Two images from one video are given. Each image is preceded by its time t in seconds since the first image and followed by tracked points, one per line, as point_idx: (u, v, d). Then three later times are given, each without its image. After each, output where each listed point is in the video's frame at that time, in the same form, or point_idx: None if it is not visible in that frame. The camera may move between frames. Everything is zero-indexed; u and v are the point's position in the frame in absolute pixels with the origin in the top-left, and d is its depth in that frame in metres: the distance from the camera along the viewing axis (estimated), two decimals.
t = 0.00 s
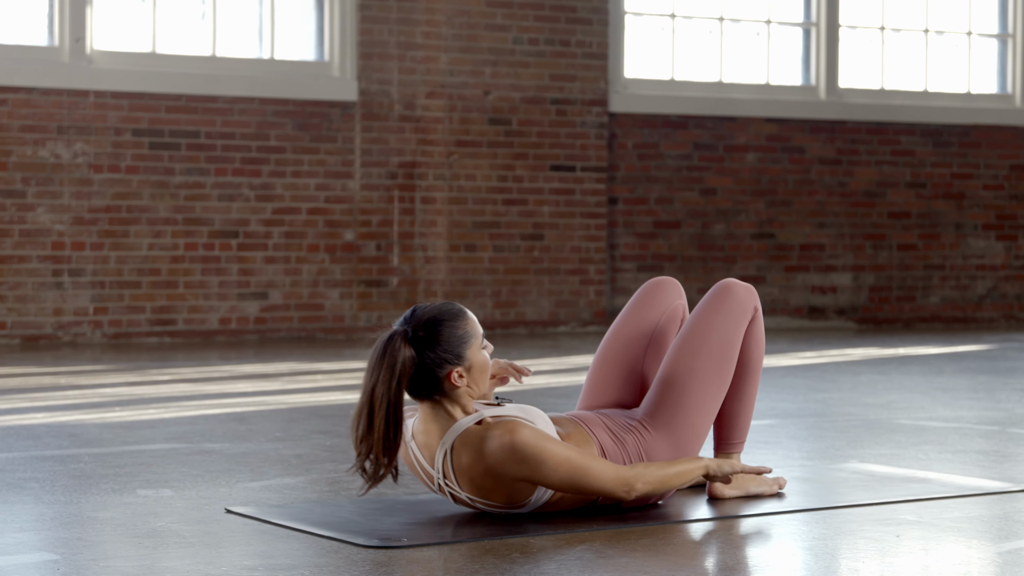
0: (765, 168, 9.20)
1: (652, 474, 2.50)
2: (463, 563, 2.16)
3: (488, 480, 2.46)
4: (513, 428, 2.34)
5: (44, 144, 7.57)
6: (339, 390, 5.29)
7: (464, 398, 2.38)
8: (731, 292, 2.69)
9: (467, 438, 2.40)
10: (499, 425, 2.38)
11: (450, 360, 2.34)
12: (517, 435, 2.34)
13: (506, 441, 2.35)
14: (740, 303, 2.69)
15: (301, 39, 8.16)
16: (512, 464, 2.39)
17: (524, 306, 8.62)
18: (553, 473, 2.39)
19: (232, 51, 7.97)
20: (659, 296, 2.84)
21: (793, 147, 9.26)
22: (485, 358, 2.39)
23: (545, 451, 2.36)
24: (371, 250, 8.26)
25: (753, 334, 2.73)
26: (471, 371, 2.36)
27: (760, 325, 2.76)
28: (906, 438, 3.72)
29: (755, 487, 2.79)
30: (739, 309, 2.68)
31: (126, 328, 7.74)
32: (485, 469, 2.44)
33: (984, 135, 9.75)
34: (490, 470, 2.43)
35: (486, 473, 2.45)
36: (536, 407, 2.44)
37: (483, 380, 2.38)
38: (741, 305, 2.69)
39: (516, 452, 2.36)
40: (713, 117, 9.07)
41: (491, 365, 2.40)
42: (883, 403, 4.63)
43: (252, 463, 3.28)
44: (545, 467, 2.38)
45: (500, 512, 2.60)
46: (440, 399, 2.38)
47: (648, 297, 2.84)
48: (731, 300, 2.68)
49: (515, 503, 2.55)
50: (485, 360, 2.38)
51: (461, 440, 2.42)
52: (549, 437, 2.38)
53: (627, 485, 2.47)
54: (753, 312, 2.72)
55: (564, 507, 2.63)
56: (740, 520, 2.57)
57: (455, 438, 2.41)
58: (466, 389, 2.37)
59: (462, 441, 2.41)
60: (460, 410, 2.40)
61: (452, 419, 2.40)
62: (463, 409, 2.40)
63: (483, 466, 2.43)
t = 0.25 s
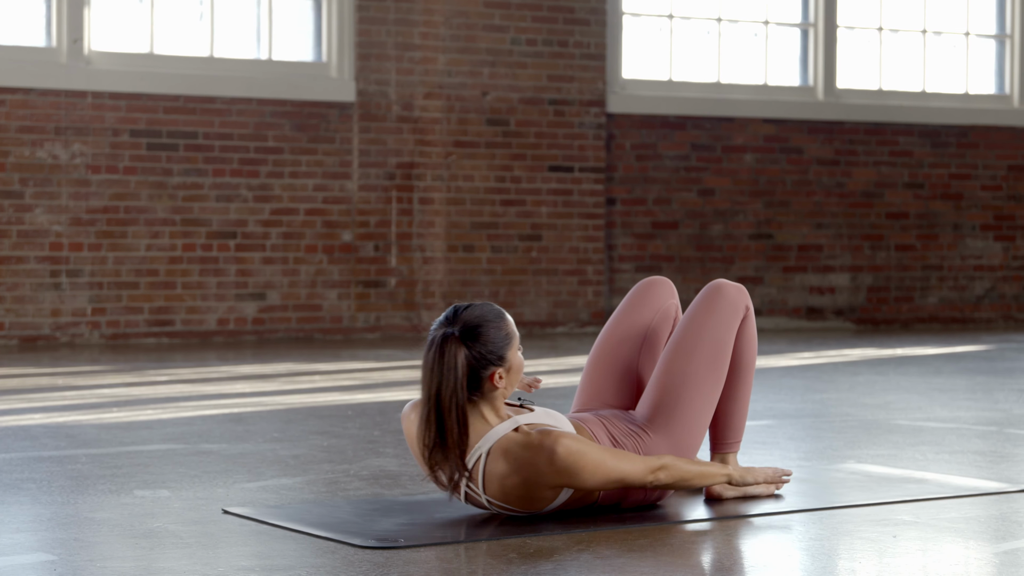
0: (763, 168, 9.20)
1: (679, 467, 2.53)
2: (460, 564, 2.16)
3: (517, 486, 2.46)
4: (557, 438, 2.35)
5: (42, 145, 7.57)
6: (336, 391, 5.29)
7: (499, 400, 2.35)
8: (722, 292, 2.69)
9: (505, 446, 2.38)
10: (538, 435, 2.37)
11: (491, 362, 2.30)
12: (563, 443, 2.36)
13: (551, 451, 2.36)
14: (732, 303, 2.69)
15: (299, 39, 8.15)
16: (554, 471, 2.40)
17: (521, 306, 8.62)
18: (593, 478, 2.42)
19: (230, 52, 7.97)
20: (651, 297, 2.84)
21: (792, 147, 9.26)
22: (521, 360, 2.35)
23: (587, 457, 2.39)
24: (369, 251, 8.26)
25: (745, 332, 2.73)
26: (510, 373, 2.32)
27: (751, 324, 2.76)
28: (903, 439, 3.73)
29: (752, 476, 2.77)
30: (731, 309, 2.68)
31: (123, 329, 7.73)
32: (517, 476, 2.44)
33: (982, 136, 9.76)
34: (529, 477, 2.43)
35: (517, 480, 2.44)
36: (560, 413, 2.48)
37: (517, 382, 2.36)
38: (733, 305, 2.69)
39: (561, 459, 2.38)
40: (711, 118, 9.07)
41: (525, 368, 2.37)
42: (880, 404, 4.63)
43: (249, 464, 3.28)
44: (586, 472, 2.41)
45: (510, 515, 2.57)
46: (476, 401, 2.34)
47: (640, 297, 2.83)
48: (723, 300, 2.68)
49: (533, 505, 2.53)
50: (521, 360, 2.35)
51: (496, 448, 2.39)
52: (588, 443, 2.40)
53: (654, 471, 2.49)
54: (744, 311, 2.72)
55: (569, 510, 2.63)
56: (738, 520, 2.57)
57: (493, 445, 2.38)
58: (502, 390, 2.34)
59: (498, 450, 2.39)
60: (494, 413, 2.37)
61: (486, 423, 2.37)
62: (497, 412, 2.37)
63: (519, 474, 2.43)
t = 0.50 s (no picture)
0: (764, 169, 9.20)
1: (683, 477, 2.55)
2: (461, 564, 2.17)
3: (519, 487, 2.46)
4: (566, 441, 2.36)
5: (43, 145, 7.57)
6: (337, 391, 5.29)
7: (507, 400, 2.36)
8: (722, 292, 2.68)
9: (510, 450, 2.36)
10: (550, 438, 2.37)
11: (503, 359, 2.31)
12: (571, 446, 2.37)
13: (559, 454, 2.37)
14: (731, 304, 2.68)
15: (299, 39, 8.15)
16: (561, 474, 2.41)
17: (522, 307, 8.62)
18: (599, 481, 2.43)
19: (231, 52, 7.97)
20: (653, 297, 2.83)
21: (792, 148, 9.26)
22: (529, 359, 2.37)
23: (595, 460, 2.40)
24: (370, 251, 8.26)
25: (744, 333, 2.72)
26: (520, 371, 2.34)
27: (750, 324, 2.76)
28: (904, 439, 3.73)
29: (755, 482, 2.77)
30: (730, 309, 2.67)
31: (124, 329, 7.74)
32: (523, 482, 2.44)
33: (983, 136, 9.76)
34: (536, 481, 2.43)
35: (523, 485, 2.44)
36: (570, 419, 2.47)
37: (523, 382, 2.37)
38: (732, 305, 2.68)
39: (568, 463, 2.38)
40: (712, 118, 9.07)
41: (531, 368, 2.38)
42: (881, 404, 4.63)
43: (250, 464, 3.28)
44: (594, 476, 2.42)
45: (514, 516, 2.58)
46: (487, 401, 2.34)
47: (640, 298, 2.83)
48: (723, 300, 2.68)
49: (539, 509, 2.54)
50: (530, 359, 2.36)
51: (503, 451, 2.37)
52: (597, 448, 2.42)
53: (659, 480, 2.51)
54: (743, 311, 2.72)
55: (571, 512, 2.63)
56: (739, 520, 2.57)
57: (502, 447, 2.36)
58: (512, 390, 2.36)
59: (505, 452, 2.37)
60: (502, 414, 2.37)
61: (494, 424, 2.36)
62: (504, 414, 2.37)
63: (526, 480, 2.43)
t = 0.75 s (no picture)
0: (764, 168, 9.20)
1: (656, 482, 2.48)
2: (461, 564, 2.16)
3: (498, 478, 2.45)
4: (529, 429, 2.32)
5: (43, 145, 7.57)
6: (337, 391, 5.29)
7: (474, 394, 2.35)
8: (728, 293, 2.68)
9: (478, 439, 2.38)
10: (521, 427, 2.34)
11: (462, 354, 2.31)
12: (534, 435, 2.32)
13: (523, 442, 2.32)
14: (738, 304, 2.68)
15: (299, 39, 8.15)
16: (524, 463, 2.36)
17: (523, 307, 8.62)
18: (565, 475, 2.38)
19: (231, 52, 7.97)
20: (654, 297, 2.84)
21: (792, 148, 9.26)
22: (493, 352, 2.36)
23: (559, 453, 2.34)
24: (370, 251, 8.26)
25: (751, 335, 2.71)
26: (482, 364, 2.33)
27: (758, 327, 2.74)
28: (904, 439, 3.72)
29: (749, 487, 2.79)
30: (736, 310, 2.67)
31: (124, 328, 7.73)
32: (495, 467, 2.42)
33: (983, 136, 9.76)
34: (503, 465, 2.40)
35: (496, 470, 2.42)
36: (548, 411, 2.47)
37: (490, 374, 2.36)
38: (738, 306, 2.67)
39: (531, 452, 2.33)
40: (712, 118, 9.07)
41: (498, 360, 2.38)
42: (881, 404, 4.63)
43: (250, 464, 3.28)
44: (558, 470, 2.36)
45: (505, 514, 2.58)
46: (452, 396, 2.34)
47: (644, 298, 2.84)
48: (729, 302, 2.67)
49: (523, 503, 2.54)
50: (492, 352, 2.35)
51: (471, 442, 2.39)
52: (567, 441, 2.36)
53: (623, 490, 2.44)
54: (751, 312, 2.71)
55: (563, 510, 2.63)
56: (738, 520, 2.57)
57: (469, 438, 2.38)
58: (477, 384, 2.34)
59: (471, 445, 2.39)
60: (470, 409, 2.37)
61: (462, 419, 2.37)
62: (473, 407, 2.36)
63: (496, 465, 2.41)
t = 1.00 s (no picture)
0: (764, 168, 9.20)
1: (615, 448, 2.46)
2: (461, 564, 2.16)
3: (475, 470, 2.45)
4: (490, 407, 2.36)
5: (42, 145, 7.57)
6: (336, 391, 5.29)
7: (442, 387, 2.39)
8: (736, 294, 2.68)
9: (445, 432, 2.40)
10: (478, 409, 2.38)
11: (423, 346, 2.35)
12: (494, 412, 2.36)
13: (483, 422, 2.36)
14: (745, 306, 2.68)
15: (298, 39, 8.15)
16: (493, 446, 2.37)
17: (523, 307, 8.62)
18: (535, 448, 2.37)
19: (230, 52, 7.97)
20: (662, 298, 2.84)
21: (792, 148, 9.26)
22: (457, 349, 2.41)
23: (524, 426, 2.35)
24: (369, 251, 8.26)
25: (756, 337, 2.72)
26: (446, 358, 2.38)
27: (764, 328, 2.76)
28: (904, 439, 3.73)
29: (749, 486, 2.79)
30: (743, 312, 2.67)
31: (124, 329, 7.74)
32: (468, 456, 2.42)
33: (983, 136, 9.76)
34: (475, 453, 2.40)
35: (471, 463, 2.43)
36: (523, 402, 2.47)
37: (456, 369, 2.40)
38: (745, 308, 2.68)
39: (497, 432, 2.35)
40: (712, 118, 9.07)
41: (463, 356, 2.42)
42: (881, 404, 4.63)
43: (250, 464, 3.28)
44: (525, 443, 2.36)
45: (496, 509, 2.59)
46: (419, 389, 2.38)
47: (652, 298, 2.83)
48: (737, 303, 2.67)
49: (508, 496, 2.54)
50: (457, 349, 2.41)
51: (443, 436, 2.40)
52: (529, 416, 2.38)
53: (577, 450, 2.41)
54: (757, 315, 2.71)
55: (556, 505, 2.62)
56: (739, 521, 2.56)
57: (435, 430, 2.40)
58: (443, 378, 2.38)
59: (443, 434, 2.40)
60: (438, 401, 2.41)
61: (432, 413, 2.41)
62: (441, 400, 2.40)
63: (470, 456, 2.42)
